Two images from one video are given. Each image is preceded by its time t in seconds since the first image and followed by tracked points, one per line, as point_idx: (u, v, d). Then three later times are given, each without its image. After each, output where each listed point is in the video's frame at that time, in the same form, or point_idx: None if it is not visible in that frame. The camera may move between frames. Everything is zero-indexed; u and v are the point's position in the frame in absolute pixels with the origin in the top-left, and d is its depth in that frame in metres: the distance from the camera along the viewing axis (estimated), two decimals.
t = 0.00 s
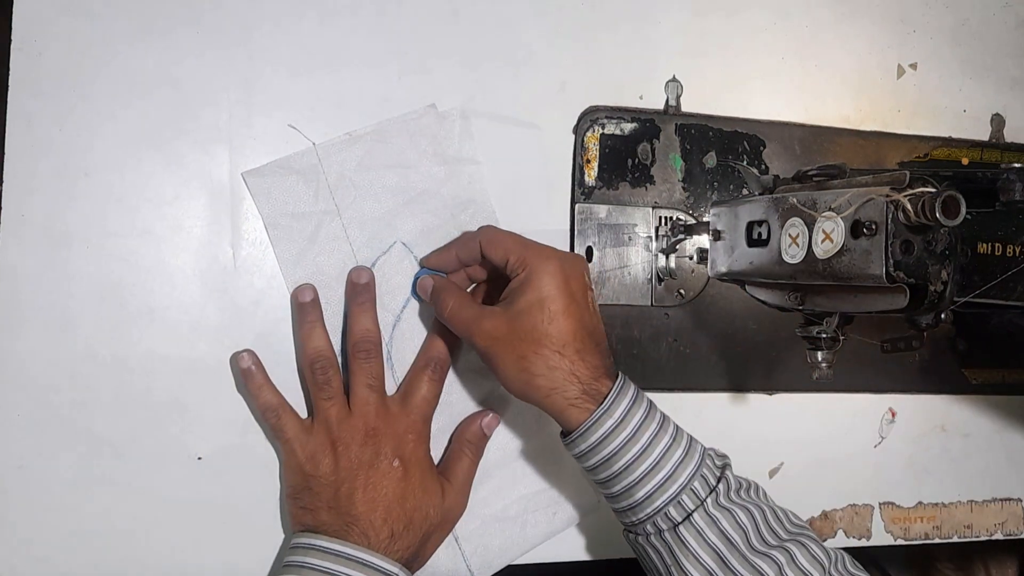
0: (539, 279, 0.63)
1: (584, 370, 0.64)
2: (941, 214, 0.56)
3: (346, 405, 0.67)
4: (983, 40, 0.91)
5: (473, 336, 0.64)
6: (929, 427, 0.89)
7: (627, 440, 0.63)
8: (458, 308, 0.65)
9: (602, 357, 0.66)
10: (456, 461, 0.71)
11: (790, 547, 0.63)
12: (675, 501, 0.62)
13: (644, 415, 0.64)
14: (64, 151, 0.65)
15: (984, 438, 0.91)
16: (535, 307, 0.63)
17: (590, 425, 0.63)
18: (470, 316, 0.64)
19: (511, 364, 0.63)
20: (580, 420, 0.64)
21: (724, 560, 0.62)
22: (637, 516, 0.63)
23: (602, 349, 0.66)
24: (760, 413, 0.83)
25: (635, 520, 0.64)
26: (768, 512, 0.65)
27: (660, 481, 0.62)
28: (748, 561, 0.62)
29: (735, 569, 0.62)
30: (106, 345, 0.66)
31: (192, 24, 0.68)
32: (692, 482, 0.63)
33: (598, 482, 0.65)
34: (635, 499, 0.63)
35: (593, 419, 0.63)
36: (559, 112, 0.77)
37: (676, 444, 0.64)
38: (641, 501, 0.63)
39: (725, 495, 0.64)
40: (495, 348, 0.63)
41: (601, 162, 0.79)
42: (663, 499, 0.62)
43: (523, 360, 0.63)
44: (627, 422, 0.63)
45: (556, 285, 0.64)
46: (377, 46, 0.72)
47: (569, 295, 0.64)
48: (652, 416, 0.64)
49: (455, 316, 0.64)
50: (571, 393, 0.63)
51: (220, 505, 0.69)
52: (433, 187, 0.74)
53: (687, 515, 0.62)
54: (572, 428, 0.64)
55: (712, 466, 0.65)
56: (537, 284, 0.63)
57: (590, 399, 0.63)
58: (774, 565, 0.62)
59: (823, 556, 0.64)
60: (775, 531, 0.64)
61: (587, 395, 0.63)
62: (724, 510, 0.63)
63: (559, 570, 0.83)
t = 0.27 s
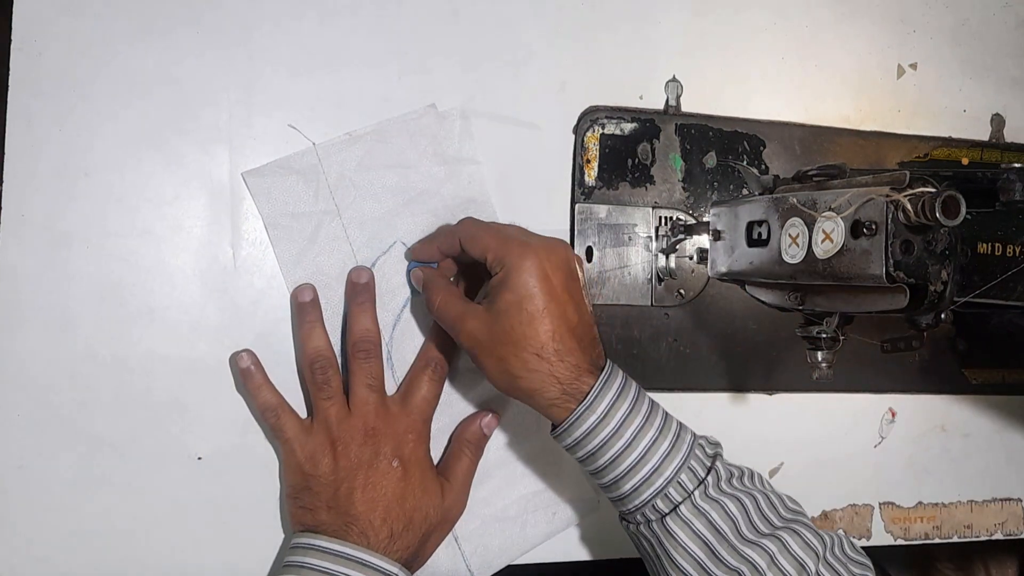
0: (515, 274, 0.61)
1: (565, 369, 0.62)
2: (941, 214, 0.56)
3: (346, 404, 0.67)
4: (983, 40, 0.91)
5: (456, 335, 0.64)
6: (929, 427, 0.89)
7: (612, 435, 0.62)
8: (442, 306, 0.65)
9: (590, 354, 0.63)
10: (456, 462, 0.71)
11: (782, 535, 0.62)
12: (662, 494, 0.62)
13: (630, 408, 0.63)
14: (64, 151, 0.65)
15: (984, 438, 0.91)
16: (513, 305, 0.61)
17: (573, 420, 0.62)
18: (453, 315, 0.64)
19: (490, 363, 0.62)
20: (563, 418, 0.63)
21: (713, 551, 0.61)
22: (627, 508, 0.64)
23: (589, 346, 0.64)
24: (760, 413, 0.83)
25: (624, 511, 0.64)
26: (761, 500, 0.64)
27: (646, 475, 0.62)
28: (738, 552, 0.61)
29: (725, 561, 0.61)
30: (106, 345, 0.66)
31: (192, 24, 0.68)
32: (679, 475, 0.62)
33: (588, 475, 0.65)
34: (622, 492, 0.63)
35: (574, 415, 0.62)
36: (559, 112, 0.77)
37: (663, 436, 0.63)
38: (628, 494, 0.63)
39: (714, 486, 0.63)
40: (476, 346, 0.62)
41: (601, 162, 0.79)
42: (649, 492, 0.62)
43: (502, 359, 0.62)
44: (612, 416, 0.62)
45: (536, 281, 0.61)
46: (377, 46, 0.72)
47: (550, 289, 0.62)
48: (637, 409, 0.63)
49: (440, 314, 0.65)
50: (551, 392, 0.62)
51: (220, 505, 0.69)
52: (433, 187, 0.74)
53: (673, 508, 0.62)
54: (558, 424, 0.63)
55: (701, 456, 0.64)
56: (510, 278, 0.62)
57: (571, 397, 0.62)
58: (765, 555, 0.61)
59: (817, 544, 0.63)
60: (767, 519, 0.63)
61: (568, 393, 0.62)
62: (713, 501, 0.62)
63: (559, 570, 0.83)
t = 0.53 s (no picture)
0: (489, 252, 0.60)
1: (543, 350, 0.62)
2: (941, 214, 0.56)
3: (346, 404, 0.67)
4: (983, 40, 0.91)
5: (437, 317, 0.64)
6: (929, 427, 0.89)
7: (593, 408, 0.62)
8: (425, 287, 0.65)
9: (567, 329, 0.63)
10: (456, 461, 0.71)
11: (774, 503, 0.59)
12: (647, 465, 0.61)
13: (612, 378, 0.62)
14: (64, 151, 0.65)
15: (984, 438, 0.91)
16: (488, 282, 0.60)
17: (553, 394, 0.62)
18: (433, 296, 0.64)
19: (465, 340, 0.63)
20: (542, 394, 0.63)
21: (700, 520, 0.60)
22: (618, 477, 0.63)
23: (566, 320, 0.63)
24: (760, 414, 0.83)
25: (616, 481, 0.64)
26: (755, 466, 0.62)
27: (628, 446, 0.61)
28: (726, 521, 0.59)
29: (712, 530, 0.59)
30: (106, 345, 0.66)
31: (192, 24, 0.68)
32: (663, 447, 0.61)
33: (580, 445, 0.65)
34: (609, 463, 0.63)
35: (551, 391, 0.62)
36: (559, 112, 0.77)
37: (646, 406, 0.62)
38: (614, 464, 0.62)
39: (702, 455, 0.61)
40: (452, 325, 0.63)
41: (601, 161, 0.79)
42: (632, 464, 0.61)
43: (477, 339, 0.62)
44: (592, 387, 0.62)
45: (510, 263, 0.60)
46: (378, 46, 0.72)
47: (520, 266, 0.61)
48: (619, 379, 0.62)
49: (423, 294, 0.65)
50: (529, 372, 0.62)
51: (220, 505, 0.69)
52: (433, 187, 0.74)
53: (658, 478, 0.61)
54: (541, 399, 0.63)
55: (689, 425, 0.63)
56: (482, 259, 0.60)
57: (550, 376, 0.62)
58: (754, 523, 0.58)
59: (812, 510, 0.59)
60: (760, 485, 0.60)
61: (544, 369, 0.62)
62: (699, 471, 0.60)
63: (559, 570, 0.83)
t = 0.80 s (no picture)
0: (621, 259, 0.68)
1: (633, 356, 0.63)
2: (941, 214, 0.56)
3: (345, 404, 0.67)
4: (982, 40, 0.91)
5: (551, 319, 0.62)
6: (929, 427, 0.89)
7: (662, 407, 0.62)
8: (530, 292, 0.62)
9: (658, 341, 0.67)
10: (456, 461, 0.71)
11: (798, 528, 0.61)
12: (725, 498, 0.61)
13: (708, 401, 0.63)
14: (63, 151, 0.65)
15: (984, 438, 0.91)
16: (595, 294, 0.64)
17: (663, 403, 0.62)
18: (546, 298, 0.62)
19: (593, 344, 0.62)
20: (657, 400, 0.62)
21: (730, 530, 0.61)
22: (695, 506, 0.62)
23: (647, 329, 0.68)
24: (760, 414, 0.83)
25: (692, 511, 0.62)
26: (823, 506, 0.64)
27: (726, 469, 0.61)
28: (809, 554, 0.60)
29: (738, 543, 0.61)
30: (106, 345, 0.66)
31: (192, 24, 0.68)
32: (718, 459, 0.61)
33: (654, 470, 0.63)
34: (698, 486, 0.61)
35: (666, 399, 0.62)
36: (559, 112, 0.77)
37: (742, 432, 0.63)
38: (704, 489, 0.61)
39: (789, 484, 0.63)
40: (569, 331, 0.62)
41: (601, 161, 0.79)
42: (728, 488, 0.61)
43: (603, 341, 0.62)
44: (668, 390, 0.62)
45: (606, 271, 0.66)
46: (377, 46, 0.72)
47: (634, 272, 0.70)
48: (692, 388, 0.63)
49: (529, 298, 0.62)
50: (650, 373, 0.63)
51: (219, 506, 0.69)
52: (433, 188, 0.74)
53: (738, 512, 0.61)
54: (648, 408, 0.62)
55: (772, 457, 0.64)
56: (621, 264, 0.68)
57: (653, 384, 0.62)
58: (831, 558, 0.61)
59: (876, 554, 0.63)
60: (828, 526, 0.63)
61: (661, 377, 0.63)
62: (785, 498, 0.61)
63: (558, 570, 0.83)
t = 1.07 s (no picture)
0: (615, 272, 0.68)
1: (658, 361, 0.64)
2: (941, 214, 0.56)
3: (345, 404, 0.67)
4: (982, 40, 0.91)
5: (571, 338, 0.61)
6: (929, 427, 0.89)
7: (686, 417, 0.62)
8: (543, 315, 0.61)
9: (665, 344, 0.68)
10: (456, 461, 0.71)
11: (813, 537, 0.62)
12: (745, 508, 0.62)
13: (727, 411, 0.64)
14: (63, 151, 0.65)
15: (984, 438, 0.91)
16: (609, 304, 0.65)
17: (683, 411, 0.62)
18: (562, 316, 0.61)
19: (614, 355, 0.62)
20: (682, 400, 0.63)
21: (749, 539, 0.61)
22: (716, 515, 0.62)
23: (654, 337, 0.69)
24: (760, 414, 0.83)
25: (711, 520, 0.62)
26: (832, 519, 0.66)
27: (746, 478, 0.62)
28: (823, 563, 0.61)
29: (758, 551, 0.61)
30: (106, 345, 0.66)
31: (192, 24, 0.68)
32: (738, 468, 0.62)
33: (674, 481, 0.63)
34: (719, 494, 0.62)
35: (688, 406, 0.62)
36: (559, 112, 0.77)
37: (759, 442, 0.64)
38: (724, 497, 0.62)
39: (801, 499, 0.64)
40: (591, 343, 0.61)
41: (601, 161, 0.79)
42: (746, 497, 0.62)
43: (626, 351, 0.62)
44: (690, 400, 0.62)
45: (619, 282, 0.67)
46: (377, 46, 0.72)
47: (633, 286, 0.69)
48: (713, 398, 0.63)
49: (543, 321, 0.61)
50: (675, 377, 0.64)
51: (219, 505, 0.69)
52: (433, 188, 0.74)
53: (757, 522, 0.62)
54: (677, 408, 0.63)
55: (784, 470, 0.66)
56: (618, 277, 0.68)
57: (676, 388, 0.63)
58: (846, 569, 0.62)
59: (882, 565, 0.64)
60: (839, 539, 0.64)
61: (682, 382, 0.64)
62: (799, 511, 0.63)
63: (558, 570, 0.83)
